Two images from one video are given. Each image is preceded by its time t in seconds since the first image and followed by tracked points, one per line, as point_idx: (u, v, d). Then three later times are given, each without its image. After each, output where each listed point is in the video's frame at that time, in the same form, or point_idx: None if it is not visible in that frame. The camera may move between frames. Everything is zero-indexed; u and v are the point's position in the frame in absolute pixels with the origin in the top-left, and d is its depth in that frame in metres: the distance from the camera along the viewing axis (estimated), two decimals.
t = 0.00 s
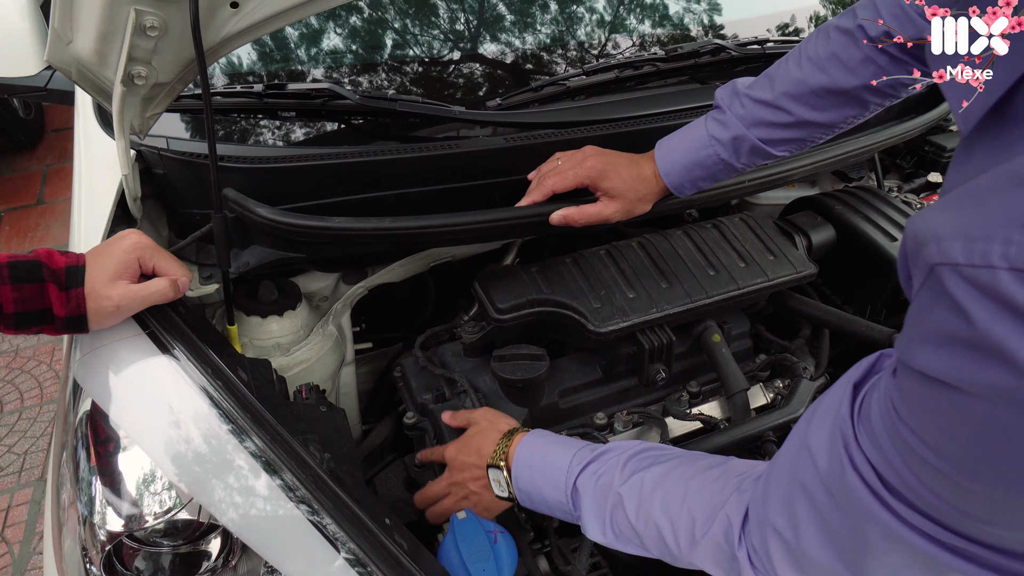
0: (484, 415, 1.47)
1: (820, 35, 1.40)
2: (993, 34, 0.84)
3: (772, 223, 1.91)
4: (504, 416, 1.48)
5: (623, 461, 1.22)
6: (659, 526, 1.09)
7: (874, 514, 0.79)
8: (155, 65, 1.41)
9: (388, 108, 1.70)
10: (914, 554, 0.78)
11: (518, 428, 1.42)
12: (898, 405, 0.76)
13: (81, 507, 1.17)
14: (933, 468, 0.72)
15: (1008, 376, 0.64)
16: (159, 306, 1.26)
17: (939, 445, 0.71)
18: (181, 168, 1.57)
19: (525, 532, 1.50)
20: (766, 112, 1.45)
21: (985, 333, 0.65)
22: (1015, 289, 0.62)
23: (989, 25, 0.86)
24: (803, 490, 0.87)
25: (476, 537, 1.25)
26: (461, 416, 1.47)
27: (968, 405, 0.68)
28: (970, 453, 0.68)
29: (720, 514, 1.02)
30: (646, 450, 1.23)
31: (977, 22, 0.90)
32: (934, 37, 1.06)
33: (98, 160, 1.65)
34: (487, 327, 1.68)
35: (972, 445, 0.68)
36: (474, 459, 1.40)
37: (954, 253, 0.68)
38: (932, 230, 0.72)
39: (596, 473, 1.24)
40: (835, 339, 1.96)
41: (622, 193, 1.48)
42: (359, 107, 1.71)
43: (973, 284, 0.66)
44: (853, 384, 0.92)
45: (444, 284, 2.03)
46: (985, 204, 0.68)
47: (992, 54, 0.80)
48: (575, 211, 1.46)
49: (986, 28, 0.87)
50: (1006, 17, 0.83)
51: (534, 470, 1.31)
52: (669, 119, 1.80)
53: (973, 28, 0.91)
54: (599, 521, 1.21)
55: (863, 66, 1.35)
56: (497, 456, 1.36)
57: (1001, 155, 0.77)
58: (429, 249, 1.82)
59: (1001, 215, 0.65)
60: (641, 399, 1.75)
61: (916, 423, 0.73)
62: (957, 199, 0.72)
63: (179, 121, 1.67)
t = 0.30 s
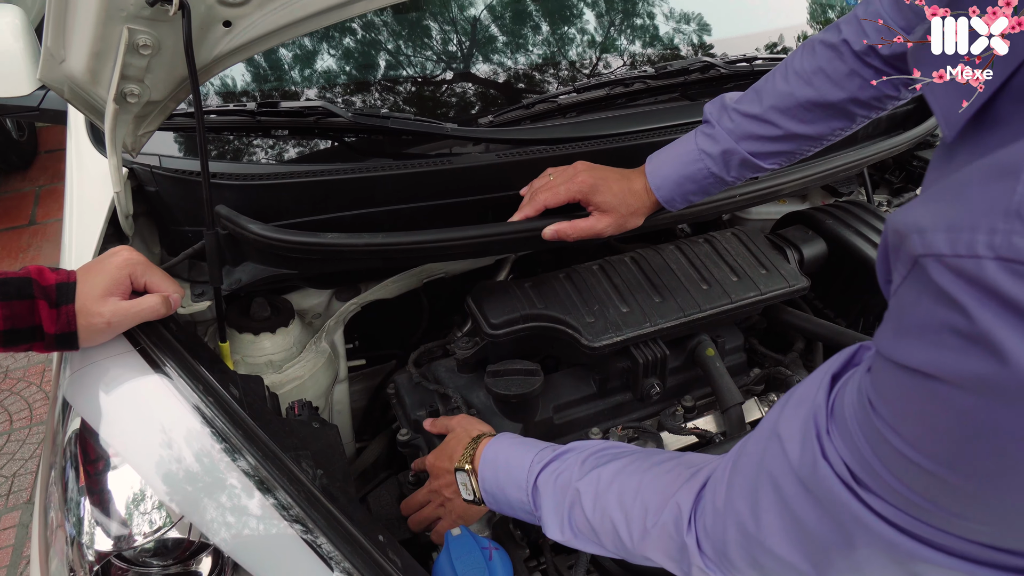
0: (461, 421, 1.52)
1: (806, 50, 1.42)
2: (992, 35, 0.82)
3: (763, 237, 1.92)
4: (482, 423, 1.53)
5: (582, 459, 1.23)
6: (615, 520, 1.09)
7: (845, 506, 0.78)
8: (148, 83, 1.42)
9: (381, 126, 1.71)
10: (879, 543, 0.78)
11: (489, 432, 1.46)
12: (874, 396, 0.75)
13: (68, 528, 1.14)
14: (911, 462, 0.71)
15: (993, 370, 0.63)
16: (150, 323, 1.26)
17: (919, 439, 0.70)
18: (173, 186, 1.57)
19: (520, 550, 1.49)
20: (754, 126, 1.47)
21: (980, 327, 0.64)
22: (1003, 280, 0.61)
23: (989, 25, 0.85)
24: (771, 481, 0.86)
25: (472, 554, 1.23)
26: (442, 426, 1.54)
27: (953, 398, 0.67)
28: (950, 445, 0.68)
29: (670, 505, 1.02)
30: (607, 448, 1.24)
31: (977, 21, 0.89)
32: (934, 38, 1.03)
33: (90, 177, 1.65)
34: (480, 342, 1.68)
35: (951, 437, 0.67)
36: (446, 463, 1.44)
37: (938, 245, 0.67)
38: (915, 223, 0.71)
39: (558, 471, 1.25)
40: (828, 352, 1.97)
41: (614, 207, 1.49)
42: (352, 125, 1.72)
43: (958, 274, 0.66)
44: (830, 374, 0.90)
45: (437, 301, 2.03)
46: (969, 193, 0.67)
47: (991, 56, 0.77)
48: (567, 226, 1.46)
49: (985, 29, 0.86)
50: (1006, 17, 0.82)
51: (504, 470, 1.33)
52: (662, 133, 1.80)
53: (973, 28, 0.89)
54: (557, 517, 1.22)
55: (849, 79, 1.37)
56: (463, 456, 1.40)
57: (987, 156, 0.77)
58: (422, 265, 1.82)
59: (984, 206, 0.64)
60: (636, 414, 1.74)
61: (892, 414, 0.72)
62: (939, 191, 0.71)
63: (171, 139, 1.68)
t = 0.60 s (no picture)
0: (460, 425, 1.52)
1: (803, 55, 1.43)
2: (992, 35, 0.82)
3: (760, 241, 1.93)
4: (481, 428, 1.52)
5: (581, 459, 1.23)
6: (614, 517, 1.09)
7: (844, 496, 0.78)
8: (145, 90, 1.43)
9: (377, 132, 1.71)
10: (879, 533, 0.78)
11: (489, 437, 1.45)
12: (874, 384, 0.75)
13: (63, 536, 1.13)
14: (911, 449, 0.71)
15: (994, 352, 0.63)
16: (146, 329, 1.26)
17: (919, 425, 0.70)
18: (170, 193, 1.57)
19: (518, 555, 1.48)
20: (750, 130, 1.48)
21: (980, 308, 0.64)
22: (1001, 259, 0.61)
23: (990, 25, 0.84)
24: (770, 472, 0.86)
25: (469, 559, 1.23)
26: (441, 431, 1.53)
27: (953, 382, 0.66)
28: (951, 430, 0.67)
29: (668, 500, 1.02)
30: (606, 447, 1.23)
31: (977, 22, 0.88)
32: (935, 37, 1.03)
33: (86, 184, 1.65)
34: (477, 347, 1.68)
35: (952, 422, 0.67)
36: (449, 467, 1.43)
37: (937, 227, 0.67)
38: (913, 206, 0.71)
39: (557, 471, 1.25)
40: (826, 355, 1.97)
41: (610, 211, 1.49)
42: (348, 131, 1.73)
43: (957, 256, 0.65)
44: (830, 365, 0.90)
45: (434, 307, 2.03)
46: (966, 175, 0.67)
47: (991, 55, 0.78)
48: (564, 230, 1.48)
49: (985, 29, 0.85)
50: (1006, 16, 0.81)
51: (506, 473, 1.32)
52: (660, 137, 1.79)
53: (973, 28, 0.89)
54: (558, 518, 1.21)
55: (845, 83, 1.37)
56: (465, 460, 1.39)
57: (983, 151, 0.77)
58: (419, 270, 1.82)
59: (981, 188, 0.64)
60: (634, 418, 1.74)
61: (892, 401, 0.72)
62: (938, 174, 0.71)
63: (168, 146, 1.68)
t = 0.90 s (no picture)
0: (452, 434, 1.49)
1: (802, 55, 1.40)
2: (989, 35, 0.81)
3: (759, 244, 1.90)
4: (474, 436, 1.49)
5: (575, 467, 1.19)
6: (607, 528, 1.06)
7: (845, 505, 0.75)
8: (130, 92, 1.40)
9: (369, 134, 1.68)
10: (881, 545, 0.74)
11: (481, 446, 1.42)
12: (876, 387, 0.72)
13: (41, 551, 1.10)
14: (915, 455, 0.68)
15: (1006, 350, 0.60)
16: (130, 337, 1.23)
17: (924, 428, 0.66)
18: (158, 197, 1.54)
19: (512, 566, 1.44)
20: (748, 132, 1.44)
21: (990, 302, 0.60)
22: (1012, 248, 0.58)
23: (990, 25, 0.84)
24: (767, 480, 0.83)
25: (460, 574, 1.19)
26: (433, 441, 1.50)
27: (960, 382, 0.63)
28: (958, 434, 0.64)
29: (661, 509, 0.99)
30: (601, 456, 1.20)
31: (977, 22, 0.87)
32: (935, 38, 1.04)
33: (73, 188, 1.62)
34: (471, 353, 1.64)
35: (959, 426, 0.64)
36: (445, 478, 1.41)
37: (943, 216, 0.64)
38: (917, 195, 0.68)
39: (550, 481, 1.22)
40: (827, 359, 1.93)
41: (606, 213, 1.46)
42: (339, 134, 1.70)
43: (965, 247, 0.62)
44: (832, 369, 0.87)
45: (430, 313, 2.00)
46: (975, 161, 0.64)
47: (991, 55, 0.77)
48: (558, 234, 1.44)
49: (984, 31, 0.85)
50: (1007, 16, 0.81)
51: (499, 483, 1.28)
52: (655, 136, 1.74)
53: (974, 28, 0.88)
54: (551, 529, 1.18)
55: (846, 85, 1.33)
56: (457, 471, 1.36)
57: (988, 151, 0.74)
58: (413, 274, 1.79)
59: (991, 173, 0.61)
60: (632, 424, 1.71)
61: (895, 404, 0.69)
62: (944, 161, 0.68)
63: (156, 149, 1.65)
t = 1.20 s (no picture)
0: (442, 424, 1.44)
1: (809, 30, 1.34)
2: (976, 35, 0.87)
3: (761, 231, 1.85)
4: (465, 426, 1.44)
5: (569, 456, 1.14)
6: (603, 516, 1.01)
7: (863, 481, 0.69)
8: (108, 73, 1.35)
9: (359, 119, 1.63)
10: (903, 524, 0.68)
11: (473, 436, 1.37)
12: (898, 350, 0.66)
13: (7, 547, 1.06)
14: (946, 420, 0.62)
15: None
16: (105, 323, 1.18)
17: (957, 390, 0.61)
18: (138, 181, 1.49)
19: (506, 561, 1.40)
20: (751, 110, 1.39)
21: None
22: None
23: (990, 25, 0.86)
24: (776, 458, 0.77)
25: (449, 568, 1.15)
26: (423, 432, 1.45)
27: (1001, 331, 0.57)
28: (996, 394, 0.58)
29: (659, 495, 0.94)
30: (597, 443, 1.15)
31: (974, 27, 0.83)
32: (935, 37, 1.09)
33: (54, 174, 1.58)
34: (464, 343, 1.59)
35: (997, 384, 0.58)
36: (435, 470, 1.36)
37: (984, 143, 0.58)
38: (952, 126, 0.62)
39: (543, 469, 1.16)
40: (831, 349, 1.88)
41: (603, 196, 1.41)
42: (329, 118, 1.64)
43: (1007, 177, 0.56)
44: (847, 339, 0.81)
45: (424, 304, 1.95)
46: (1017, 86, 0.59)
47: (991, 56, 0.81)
48: (553, 217, 1.39)
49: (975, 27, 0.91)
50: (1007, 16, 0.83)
51: (491, 473, 1.23)
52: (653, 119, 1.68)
53: (974, 28, 0.91)
54: (544, 521, 1.13)
55: (854, 59, 1.27)
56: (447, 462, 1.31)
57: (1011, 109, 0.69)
58: (404, 263, 1.74)
59: None
60: (630, 416, 1.66)
61: (922, 365, 0.63)
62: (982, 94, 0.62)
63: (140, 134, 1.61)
